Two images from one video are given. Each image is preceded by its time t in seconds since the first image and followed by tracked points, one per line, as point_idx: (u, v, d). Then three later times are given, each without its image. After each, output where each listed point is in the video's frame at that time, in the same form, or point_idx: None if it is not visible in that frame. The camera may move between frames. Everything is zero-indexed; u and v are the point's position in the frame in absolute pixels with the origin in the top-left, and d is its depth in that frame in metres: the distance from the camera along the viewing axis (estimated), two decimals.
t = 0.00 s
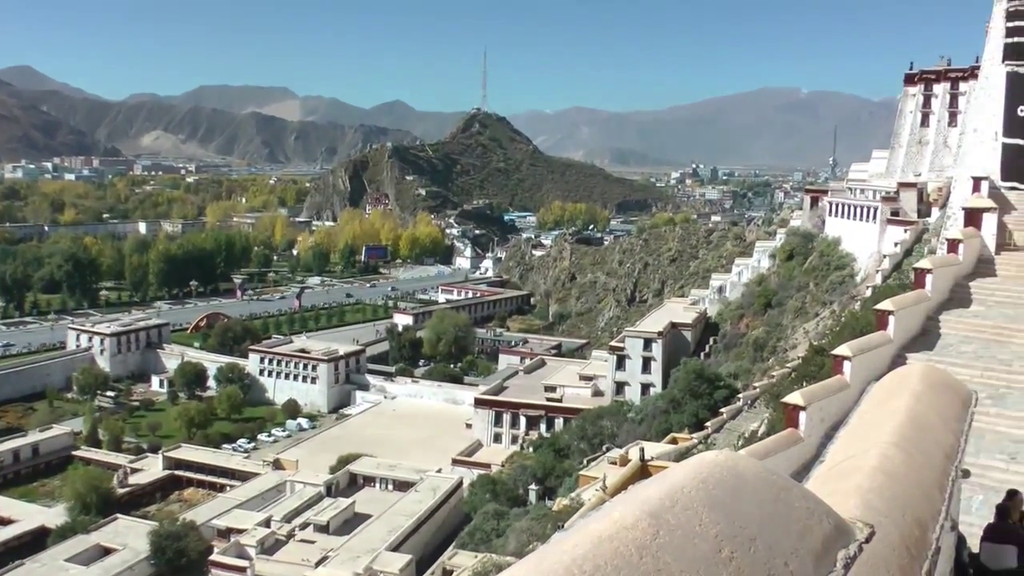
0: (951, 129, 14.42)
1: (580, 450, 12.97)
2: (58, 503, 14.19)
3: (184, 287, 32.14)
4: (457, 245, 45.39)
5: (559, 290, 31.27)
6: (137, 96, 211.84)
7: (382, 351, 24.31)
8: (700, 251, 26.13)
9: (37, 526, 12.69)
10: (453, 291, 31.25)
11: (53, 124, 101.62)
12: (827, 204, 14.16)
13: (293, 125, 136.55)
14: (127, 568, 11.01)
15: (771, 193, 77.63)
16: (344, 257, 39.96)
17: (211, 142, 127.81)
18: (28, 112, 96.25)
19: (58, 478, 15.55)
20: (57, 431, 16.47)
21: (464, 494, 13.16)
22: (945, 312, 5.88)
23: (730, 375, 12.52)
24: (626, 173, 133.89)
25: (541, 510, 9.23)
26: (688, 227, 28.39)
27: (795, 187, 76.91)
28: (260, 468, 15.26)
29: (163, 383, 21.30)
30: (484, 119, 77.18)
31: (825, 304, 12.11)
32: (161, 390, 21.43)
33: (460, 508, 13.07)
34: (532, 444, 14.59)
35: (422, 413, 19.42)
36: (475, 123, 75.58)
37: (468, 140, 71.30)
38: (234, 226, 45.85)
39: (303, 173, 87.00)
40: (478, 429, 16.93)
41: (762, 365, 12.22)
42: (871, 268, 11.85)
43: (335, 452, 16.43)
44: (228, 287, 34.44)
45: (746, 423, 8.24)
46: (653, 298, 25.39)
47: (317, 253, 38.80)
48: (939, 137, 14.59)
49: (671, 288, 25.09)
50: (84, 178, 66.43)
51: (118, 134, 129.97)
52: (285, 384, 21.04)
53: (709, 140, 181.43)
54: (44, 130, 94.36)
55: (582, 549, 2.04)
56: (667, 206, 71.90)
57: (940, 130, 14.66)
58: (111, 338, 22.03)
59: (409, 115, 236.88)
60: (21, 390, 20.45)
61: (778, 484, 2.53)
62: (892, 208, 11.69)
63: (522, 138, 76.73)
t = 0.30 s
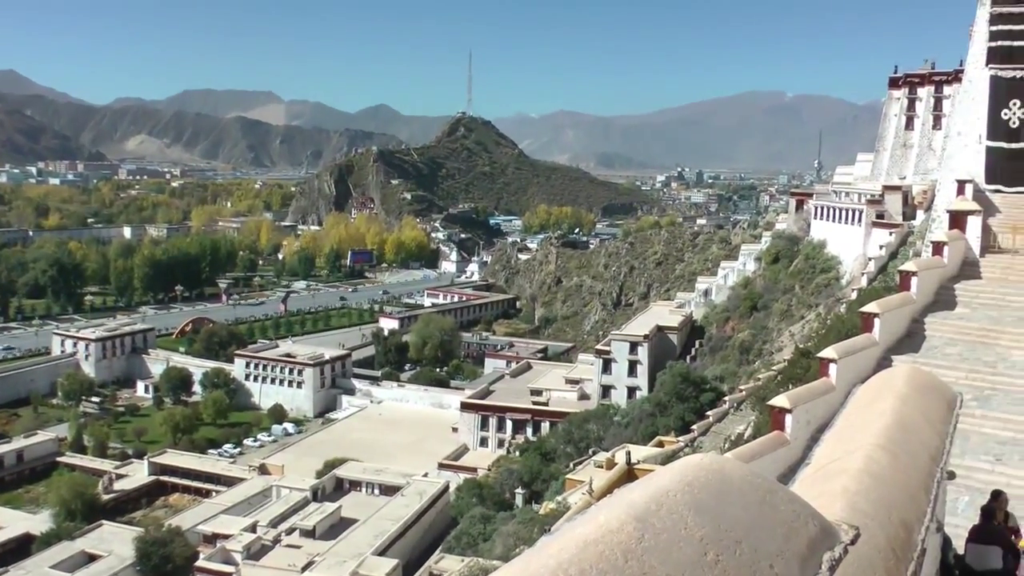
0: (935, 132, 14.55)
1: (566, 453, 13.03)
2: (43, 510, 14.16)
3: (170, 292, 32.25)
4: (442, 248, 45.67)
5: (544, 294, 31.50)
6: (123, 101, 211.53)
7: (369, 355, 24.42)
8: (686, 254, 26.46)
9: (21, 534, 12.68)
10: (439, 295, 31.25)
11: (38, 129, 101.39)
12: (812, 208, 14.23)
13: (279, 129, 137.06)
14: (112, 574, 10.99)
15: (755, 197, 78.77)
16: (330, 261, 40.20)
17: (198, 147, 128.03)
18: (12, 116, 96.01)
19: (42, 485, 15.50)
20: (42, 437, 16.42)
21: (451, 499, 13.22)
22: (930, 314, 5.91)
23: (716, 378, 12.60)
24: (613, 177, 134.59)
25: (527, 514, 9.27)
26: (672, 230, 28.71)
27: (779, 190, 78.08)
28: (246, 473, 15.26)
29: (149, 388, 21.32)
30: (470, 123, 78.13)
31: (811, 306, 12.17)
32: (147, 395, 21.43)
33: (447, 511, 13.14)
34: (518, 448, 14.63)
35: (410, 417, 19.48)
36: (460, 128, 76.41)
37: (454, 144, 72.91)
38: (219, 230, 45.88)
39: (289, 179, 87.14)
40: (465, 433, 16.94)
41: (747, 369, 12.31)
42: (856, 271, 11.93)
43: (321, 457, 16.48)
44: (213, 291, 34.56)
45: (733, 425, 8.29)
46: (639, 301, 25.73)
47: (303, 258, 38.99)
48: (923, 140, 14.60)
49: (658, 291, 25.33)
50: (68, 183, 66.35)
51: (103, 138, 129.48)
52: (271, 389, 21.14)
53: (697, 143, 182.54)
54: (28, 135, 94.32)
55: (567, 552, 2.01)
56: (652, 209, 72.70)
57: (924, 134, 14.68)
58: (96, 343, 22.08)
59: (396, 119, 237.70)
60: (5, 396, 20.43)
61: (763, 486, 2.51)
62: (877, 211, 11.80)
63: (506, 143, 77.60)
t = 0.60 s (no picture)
0: (924, 137, 14.68)
1: (558, 458, 13.05)
2: (33, 518, 14.11)
3: (161, 297, 32.25)
4: (433, 254, 45.86)
5: (535, 298, 31.52)
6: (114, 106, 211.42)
7: (360, 360, 24.45)
8: (676, 258, 26.59)
9: (11, 542, 12.66)
10: (430, 300, 31.14)
11: (27, 134, 101.20)
12: (803, 212, 14.31)
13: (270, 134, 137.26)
14: None
15: (745, 201, 79.22)
16: (321, 266, 40.25)
17: (189, 151, 128.10)
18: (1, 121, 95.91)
19: (33, 492, 15.44)
20: (32, 444, 16.37)
21: (443, 504, 13.24)
22: (920, 318, 5.93)
23: (707, 381, 12.65)
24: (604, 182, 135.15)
25: (518, 518, 9.29)
26: (662, 235, 28.87)
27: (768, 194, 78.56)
28: (237, 479, 15.24)
29: (139, 394, 21.29)
30: (460, 127, 78.49)
31: (801, 310, 12.22)
32: (138, 401, 21.39)
33: (438, 517, 13.15)
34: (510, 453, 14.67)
35: (401, 422, 19.49)
36: (450, 133, 76.69)
37: (444, 149, 73.75)
38: (209, 236, 45.88)
39: (279, 184, 87.20)
40: (456, 438, 16.97)
41: (738, 373, 12.36)
42: (846, 274, 11.99)
43: (312, 462, 16.46)
44: (204, 296, 34.57)
45: (724, 429, 8.33)
46: (630, 305, 25.83)
47: (293, 263, 39.05)
48: (913, 144, 14.79)
49: (648, 295, 25.39)
50: (58, 189, 66.25)
51: (93, 144, 129.24)
52: (262, 395, 21.17)
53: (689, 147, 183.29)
54: (17, 140, 94.21)
55: (558, 557, 2.00)
56: (641, 213, 73.08)
57: (915, 137, 14.83)
58: (86, 349, 22.06)
59: (388, 123, 238.06)
60: None
61: (754, 490, 2.51)
62: (867, 214, 11.86)
63: (497, 147, 77.95)
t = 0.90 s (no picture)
0: (913, 140, 14.75)
1: (549, 462, 13.04)
2: (22, 525, 14.05)
3: (151, 303, 32.21)
4: (423, 259, 45.96)
5: (526, 303, 31.64)
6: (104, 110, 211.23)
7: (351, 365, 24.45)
8: (666, 262, 26.69)
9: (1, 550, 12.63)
10: (421, 304, 31.11)
11: (16, 140, 100.97)
12: (793, 216, 14.36)
13: (260, 139, 137.32)
14: None
15: (735, 206, 79.60)
16: (312, 271, 40.29)
17: (177, 156, 127.95)
18: None
19: (22, 499, 15.39)
20: (21, 451, 16.31)
21: (435, 509, 13.22)
22: (911, 320, 5.95)
23: (698, 385, 12.66)
24: (595, 185, 135.59)
25: (509, 523, 9.30)
26: (652, 239, 28.98)
27: (757, 199, 78.96)
28: (228, 484, 15.22)
29: (130, 400, 21.24)
30: (450, 132, 78.97)
31: (791, 313, 12.24)
32: (128, 407, 21.33)
33: (430, 522, 13.13)
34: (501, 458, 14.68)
35: (392, 427, 19.48)
36: (440, 139, 77.02)
37: (435, 153, 74.07)
38: (200, 241, 45.83)
39: (270, 190, 87.16)
40: (447, 443, 16.97)
41: (728, 376, 12.37)
42: (836, 278, 12.03)
43: (304, 468, 16.43)
44: (194, 302, 34.55)
45: (714, 433, 8.34)
46: (621, 309, 25.91)
47: (284, 268, 39.06)
48: (901, 148, 14.86)
49: (639, 299, 25.48)
50: (48, 194, 66.11)
51: (83, 149, 129.00)
52: (253, 400, 21.15)
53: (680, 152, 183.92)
54: (6, 145, 93.97)
55: (550, 560, 2.00)
56: (631, 217, 73.42)
57: (903, 141, 14.91)
58: (76, 355, 22.00)
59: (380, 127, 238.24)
60: None
61: (743, 493, 2.52)
62: (856, 218, 11.92)
63: (487, 152, 78.25)
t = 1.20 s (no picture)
0: (895, 141, 14.89)
1: (533, 463, 13.07)
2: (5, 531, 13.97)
3: (134, 306, 32.12)
4: (407, 261, 46.01)
5: (509, 305, 31.74)
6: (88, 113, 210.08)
7: (335, 368, 24.44)
8: (649, 263, 26.85)
9: None
10: (404, 307, 31.08)
11: None
12: (776, 216, 14.44)
13: (243, 141, 137.02)
14: None
15: (718, 207, 80.03)
16: (295, 274, 40.29)
17: (159, 158, 127.42)
18: None
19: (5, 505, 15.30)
20: (3, 457, 16.22)
21: (420, 511, 13.24)
22: (892, 319, 5.98)
23: (682, 386, 12.70)
24: (579, 186, 136.03)
25: (494, 525, 9.32)
26: (635, 241, 29.15)
27: (740, 199, 79.52)
28: (212, 489, 15.19)
29: (113, 405, 21.16)
30: (433, 135, 79.17)
31: (774, 313, 12.31)
32: (111, 411, 21.25)
33: (414, 524, 13.15)
34: (485, 459, 14.71)
35: (377, 429, 19.49)
36: (422, 141, 77.18)
37: (418, 156, 74.28)
38: (182, 244, 45.69)
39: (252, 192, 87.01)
40: (431, 444, 16.98)
41: (711, 377, 12.43)
42: (819, 278, 12.10)
43: (288, 471, 16.40)
44: (177, 305, 34.44)
45: (698, 433, 8.40)
46: (604, 310, 26.04)
47: (267, 270, 39.02)
48: (883, 148, 14.91)
49: (622, 300, 25.61)
50: (28, 198, 65.70)
51: (66, 152, 128.36)
52: (237, 404, 21.11)
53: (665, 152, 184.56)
54: None
55: (532, 561, 2.01)
56: (614, 219, 73.76)
57: (885, 142, 14.97)
58: (59, 360, 21.90)
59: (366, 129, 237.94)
60: None
61: (725, 492, 2.53)
62: (839, 218, 11.99)
63: (470, 154, 78.42)
